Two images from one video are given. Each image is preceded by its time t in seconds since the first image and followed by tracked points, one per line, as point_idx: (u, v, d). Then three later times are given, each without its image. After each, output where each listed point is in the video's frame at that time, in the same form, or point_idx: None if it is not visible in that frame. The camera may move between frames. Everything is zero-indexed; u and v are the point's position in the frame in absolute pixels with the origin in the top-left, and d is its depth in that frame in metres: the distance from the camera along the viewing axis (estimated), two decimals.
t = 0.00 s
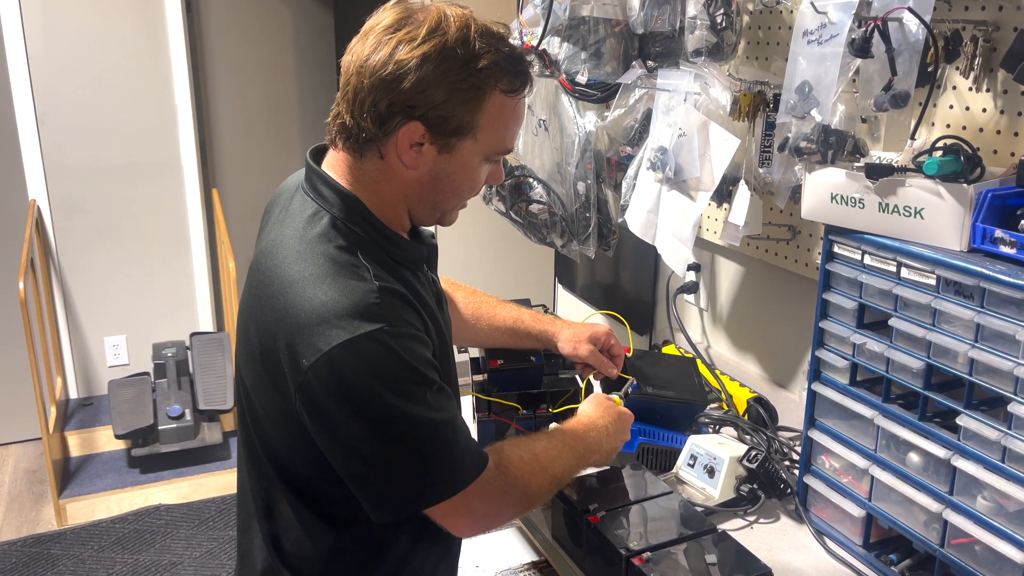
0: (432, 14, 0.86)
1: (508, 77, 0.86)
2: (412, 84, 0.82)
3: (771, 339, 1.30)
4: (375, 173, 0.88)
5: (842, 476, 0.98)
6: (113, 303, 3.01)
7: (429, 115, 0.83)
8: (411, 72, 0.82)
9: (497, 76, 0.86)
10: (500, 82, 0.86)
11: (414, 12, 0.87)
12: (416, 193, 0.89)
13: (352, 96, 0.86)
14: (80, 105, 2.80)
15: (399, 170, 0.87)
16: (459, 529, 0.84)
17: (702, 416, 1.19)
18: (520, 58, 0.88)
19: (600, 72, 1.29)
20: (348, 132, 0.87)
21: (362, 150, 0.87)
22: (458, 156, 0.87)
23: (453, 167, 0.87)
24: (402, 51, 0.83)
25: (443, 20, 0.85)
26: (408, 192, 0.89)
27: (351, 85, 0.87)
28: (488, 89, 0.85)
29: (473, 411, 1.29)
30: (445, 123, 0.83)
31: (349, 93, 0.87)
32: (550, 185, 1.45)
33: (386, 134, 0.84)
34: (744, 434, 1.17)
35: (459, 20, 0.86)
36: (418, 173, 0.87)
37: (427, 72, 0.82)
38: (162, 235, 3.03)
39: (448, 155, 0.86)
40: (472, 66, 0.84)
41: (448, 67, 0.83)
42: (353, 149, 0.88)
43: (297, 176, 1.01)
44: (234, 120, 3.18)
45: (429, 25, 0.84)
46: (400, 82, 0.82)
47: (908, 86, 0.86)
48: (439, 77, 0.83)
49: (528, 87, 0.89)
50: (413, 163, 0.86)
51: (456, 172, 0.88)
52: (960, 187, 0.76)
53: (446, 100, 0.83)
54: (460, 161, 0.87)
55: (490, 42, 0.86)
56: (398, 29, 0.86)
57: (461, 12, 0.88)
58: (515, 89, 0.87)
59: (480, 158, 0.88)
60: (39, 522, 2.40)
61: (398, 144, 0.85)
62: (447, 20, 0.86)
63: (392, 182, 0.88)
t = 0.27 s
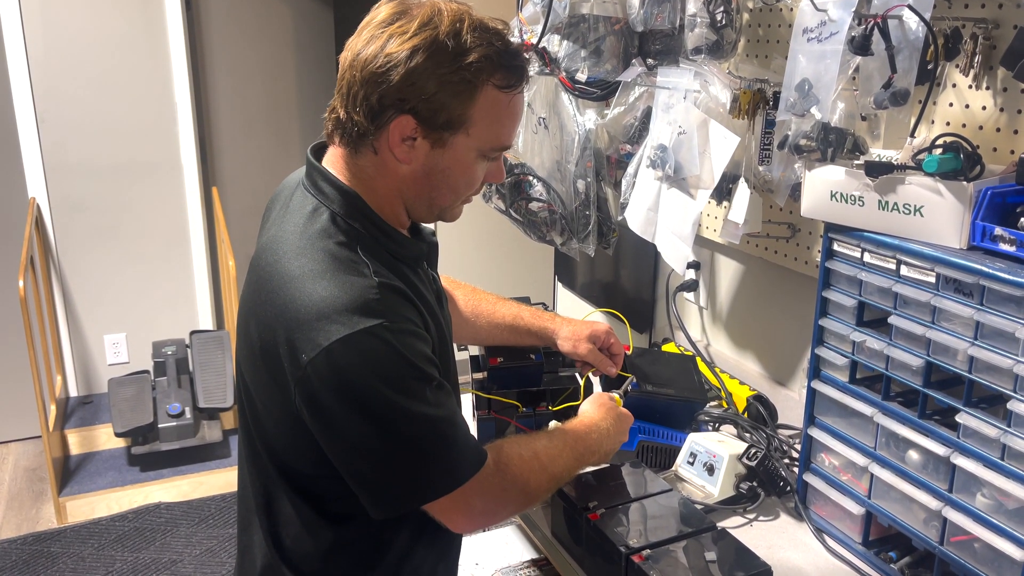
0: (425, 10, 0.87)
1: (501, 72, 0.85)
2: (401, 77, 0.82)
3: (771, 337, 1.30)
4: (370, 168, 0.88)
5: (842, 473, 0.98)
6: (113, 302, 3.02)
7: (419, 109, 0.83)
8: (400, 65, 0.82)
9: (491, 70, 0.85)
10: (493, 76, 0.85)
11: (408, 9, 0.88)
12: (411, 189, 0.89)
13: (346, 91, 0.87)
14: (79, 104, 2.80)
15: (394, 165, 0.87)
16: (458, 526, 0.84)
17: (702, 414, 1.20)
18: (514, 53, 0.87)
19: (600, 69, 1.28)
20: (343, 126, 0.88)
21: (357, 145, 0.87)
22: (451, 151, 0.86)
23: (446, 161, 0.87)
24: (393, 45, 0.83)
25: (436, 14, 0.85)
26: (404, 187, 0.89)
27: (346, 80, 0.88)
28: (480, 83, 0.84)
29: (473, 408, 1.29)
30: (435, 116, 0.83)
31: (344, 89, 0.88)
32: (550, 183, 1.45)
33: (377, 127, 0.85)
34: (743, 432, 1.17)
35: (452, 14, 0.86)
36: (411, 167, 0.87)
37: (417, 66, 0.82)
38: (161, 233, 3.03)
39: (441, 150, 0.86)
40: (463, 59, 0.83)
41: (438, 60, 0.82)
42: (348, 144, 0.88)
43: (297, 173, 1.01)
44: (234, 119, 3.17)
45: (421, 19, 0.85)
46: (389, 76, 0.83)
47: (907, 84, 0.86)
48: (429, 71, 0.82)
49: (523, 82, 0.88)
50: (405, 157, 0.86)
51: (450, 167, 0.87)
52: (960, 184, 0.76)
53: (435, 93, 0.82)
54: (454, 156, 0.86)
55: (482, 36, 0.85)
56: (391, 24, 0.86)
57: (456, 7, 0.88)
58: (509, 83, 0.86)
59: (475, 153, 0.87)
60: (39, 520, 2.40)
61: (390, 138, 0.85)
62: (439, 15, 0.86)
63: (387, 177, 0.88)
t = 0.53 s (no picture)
0: (432, 11, 0.86)
1: (508, 74, 0.86)
2: (412, 82, 0.82)
3: (771, 335, 1.30)
4: (376, 170, 0.88)
5: (842, 472, 0.98)
6: (113, 300, 3.02)
7: (429, 113, 0.83)
8: (411, 69, 0.82)
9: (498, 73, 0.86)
10: (501, 79, 0.85)
11: (414, 9, 0.87)
12: (417, 190, 0.89)
13: (353, 93, 0.86)
14: (79, 102, 2.80)
15: (400, 167, 0.87)
16: (459, 524, 0.84)
17: (702, 413, 1.19)
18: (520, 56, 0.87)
19: (600, 68, 1.28)
20: (349, 128, 0.87)
21: (363, 147, 0.87)
22: (459, 152, 0.86)
23: (453, 163, 0.87)
24: (402, 49, 0.83)
25: (443, 17, 0.85)
26: (409, 188, 0.89)
27: (352, 82, 0.87)
28: (488, 86, 0.84)
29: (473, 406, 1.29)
30: (445, 120, 0.83)
31: (350, 91, 0.87)
32: (550, 182, 1.45)
33: (386, 130, 0.84)
34: (744, 431, 1.17)
35: (459, 17, 0.86)
36: (418, 169, 0.87)
37: (427, 70, 0.82)
38: (161, 232, 3.03)
39: (449, 152, 0.86)
40: (472, 63, 0.83)
41: (448, 64, 0.82)
42: (354, 145, 0.88)
43: (299, 171, 1.01)
44: (234, 117, 3.17)
45: (429, 22, 0.84)
46: (399, 80, 0.82)
47: (908, 82, 0.86)
48: (439, 74, 0.82)
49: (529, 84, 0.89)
50: (413, 159, 0.86)
51: (457, 169, 0.88)
52: (960, 183, 0.76)
53: (446, 97, 0.82)
54: (460, 157, 0.87)
55: (490, 38, 0.85)
56: (398, 27, 0.85)
57: (461, 9, 0.88)
58: (516, 85, 0.87)
59: (481, 154, 0.88)
60: (40, 519, 2.40)
61: (399, 141, 0.85)
62: (447, 17, 0.85)
63: (393, 178, 0.88)
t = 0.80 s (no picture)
0: (439, 13, 0.85)
1: (515, 77, 0.86)
2: (420, 84, 0.82)
3: (772, 335, 1.30)
4: (380, 171, 0.88)
5: (843, 472, 0.98)
6: (113, 299, 3.02)
7: (436, 115, 0.83)
8: (419, 72, 0.82)
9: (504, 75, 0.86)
10: (507, 82, 0.85)
11: (422, 10, 0.87)
12: (422, 191, 0.89)
13: (359, 94, 0.86)
14: (80, 101, 2.80)
15: (405, 168, 0.87)
16: (460, 525, 0.84)
17: (702, 413, 1.21)
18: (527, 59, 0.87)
19: (601, 67, 1.28)
20: (355, 129, 0.87)
21: (368, 148, 0.87)
22: (464, 154, 0.87)
23: (458, 164, 0.87)
24: (410, 51, 0.83)
25: (451, 18, 0.85)
26: (414, 189, 0.89)
27: (358, 83, 0.86)
28: (495, 88, 0.85)
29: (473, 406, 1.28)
30: (452, 122, 0.83)
31: (356, 91, 0.86)
32: (550, 181, 1.45)
33: (393, 132, 0.84)
34: (744, 430, 1.17)
35: (467, 18, 0.86)
36: (423, 170, 0.87)
37: (435, 72, 0.82)
38: (162, 231, 3.03)
39: (455, 153, 0.86)
40: (479, 65, 0.83)
41: (455, 67, 0.82)
42: (358, 146, 0.87)
43: (302, 171, 1.01)
44: (235, 116, 3.17)
45: (437, 23, 0.84)
46: (407, 82, 0.82)
47: (909, 82, 0.86)
48: (446, 77, 0.82)
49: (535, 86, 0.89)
50: (419, 161, 0.86)
51: (462, 170, 0.88)
52: (961, 182, 0.76)
53: (452, 99, 0.82)
54: (466, 159, 0.87)
55: (498, 41, 0.85)
56: (405, 28, 0.85)
57: (469, 10, 0.88)
58: (522, 88, 0.87)
59: (485, 155, 0.88)
60: (40, 518, 2.40)
61: (404, 143, 0.85)
62: (455, 18, 0.85)
63: (398, 179, 0.88)
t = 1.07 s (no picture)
0: (442, 12, 0.85)
1: (516, 77, 0.86)
2: (421, 84, 0.82)
3: (772, 334, 1.30)
4: (382, 170, 0.88)
5: (843, 471, 0.98)
6: (114, 298, 3.02)
7: (438, 115, 0.83)
8: (421, 71, 0.82)
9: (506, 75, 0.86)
10: (509, 82, 0.85)
11: (424, 9, 0.87)
12: (423, 190, 0.89)
13: (361, 93, 0.85)
14: (80, 100, 2.80)
15: (407, 167, 0.87)
16: (461, 524, 0.84)
17: (702, 411, 1.22)
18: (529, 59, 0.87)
19: (601, 66, 1.28)
20: (356, 128, 0.87)
21: (370, 147, 0.86)
22: (465, 154, 0.87)
23: (459, 164, 0.87)
24: (412, 50, 0.83)
25: (453, 17, 0.85)
26: (415, 188, 0.89)
27: (360, 82, 0.86)
28: (497, 88, 0.85)
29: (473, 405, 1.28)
30: (453, 122, 0.83)
31: (357, 91, 0.86)
32: (551, 180, 1.45)
33: (394, 131, 0.84)
34: (744, 430, 1.17)
35: (469, 18, 0.85)
36: (424, 170, 0.87)
37: (437, 72, 0.82)
38: (162, 230, 3.03)
39: (456, 153, 0.86)
40: (481, 65, 0.83)
41: (457, 66, 0.82)
42: (360, 145, 0.87)
43: (303, 169, 1.01)
44: (235, 115, 3.17)
45: (439, 22, 0.84)
46: (409, 81, 0.82)
47: (909, 80, 0.86)
48: (448, 77, 0.82)
49: (536, 86, 0.89)
50: (420, 160, 0.86)
51: (463, 169, 0.88)
52: (961, 181, 0.76)
53: (454, 99, 0.82)
54: (467, 158, 0.87)
55: (499, 40, 0.85)
56: (407, 27, 0.85)
57: (471, 10, 0.88)
58: (523, 88, 0.87)
59: (486, 155, 0.88)
60: (41, 516, 2.41)
61: (406, 142, 0.85)
62: (457, 18, 0.85)
63: (399, 178, 0.88)
